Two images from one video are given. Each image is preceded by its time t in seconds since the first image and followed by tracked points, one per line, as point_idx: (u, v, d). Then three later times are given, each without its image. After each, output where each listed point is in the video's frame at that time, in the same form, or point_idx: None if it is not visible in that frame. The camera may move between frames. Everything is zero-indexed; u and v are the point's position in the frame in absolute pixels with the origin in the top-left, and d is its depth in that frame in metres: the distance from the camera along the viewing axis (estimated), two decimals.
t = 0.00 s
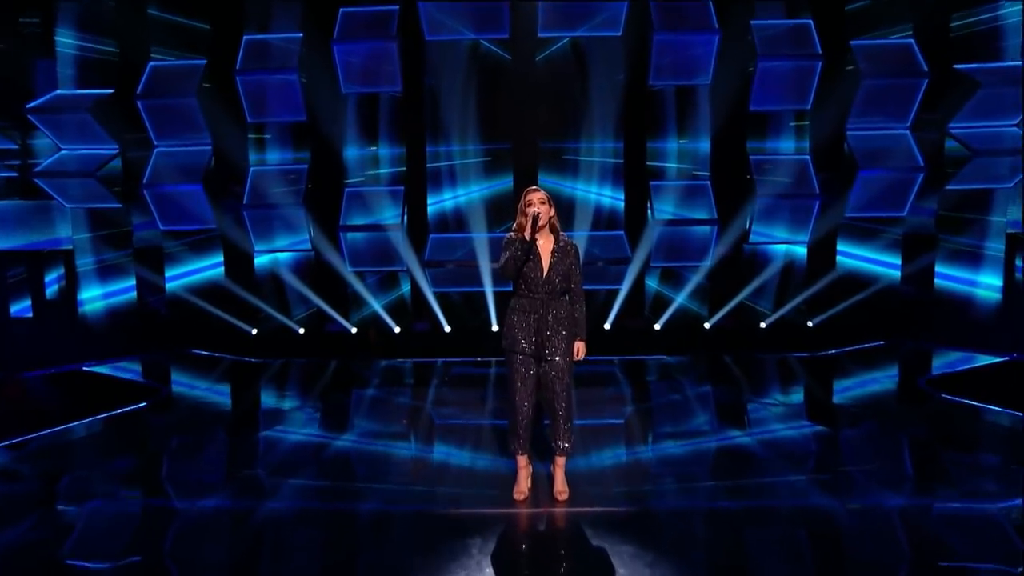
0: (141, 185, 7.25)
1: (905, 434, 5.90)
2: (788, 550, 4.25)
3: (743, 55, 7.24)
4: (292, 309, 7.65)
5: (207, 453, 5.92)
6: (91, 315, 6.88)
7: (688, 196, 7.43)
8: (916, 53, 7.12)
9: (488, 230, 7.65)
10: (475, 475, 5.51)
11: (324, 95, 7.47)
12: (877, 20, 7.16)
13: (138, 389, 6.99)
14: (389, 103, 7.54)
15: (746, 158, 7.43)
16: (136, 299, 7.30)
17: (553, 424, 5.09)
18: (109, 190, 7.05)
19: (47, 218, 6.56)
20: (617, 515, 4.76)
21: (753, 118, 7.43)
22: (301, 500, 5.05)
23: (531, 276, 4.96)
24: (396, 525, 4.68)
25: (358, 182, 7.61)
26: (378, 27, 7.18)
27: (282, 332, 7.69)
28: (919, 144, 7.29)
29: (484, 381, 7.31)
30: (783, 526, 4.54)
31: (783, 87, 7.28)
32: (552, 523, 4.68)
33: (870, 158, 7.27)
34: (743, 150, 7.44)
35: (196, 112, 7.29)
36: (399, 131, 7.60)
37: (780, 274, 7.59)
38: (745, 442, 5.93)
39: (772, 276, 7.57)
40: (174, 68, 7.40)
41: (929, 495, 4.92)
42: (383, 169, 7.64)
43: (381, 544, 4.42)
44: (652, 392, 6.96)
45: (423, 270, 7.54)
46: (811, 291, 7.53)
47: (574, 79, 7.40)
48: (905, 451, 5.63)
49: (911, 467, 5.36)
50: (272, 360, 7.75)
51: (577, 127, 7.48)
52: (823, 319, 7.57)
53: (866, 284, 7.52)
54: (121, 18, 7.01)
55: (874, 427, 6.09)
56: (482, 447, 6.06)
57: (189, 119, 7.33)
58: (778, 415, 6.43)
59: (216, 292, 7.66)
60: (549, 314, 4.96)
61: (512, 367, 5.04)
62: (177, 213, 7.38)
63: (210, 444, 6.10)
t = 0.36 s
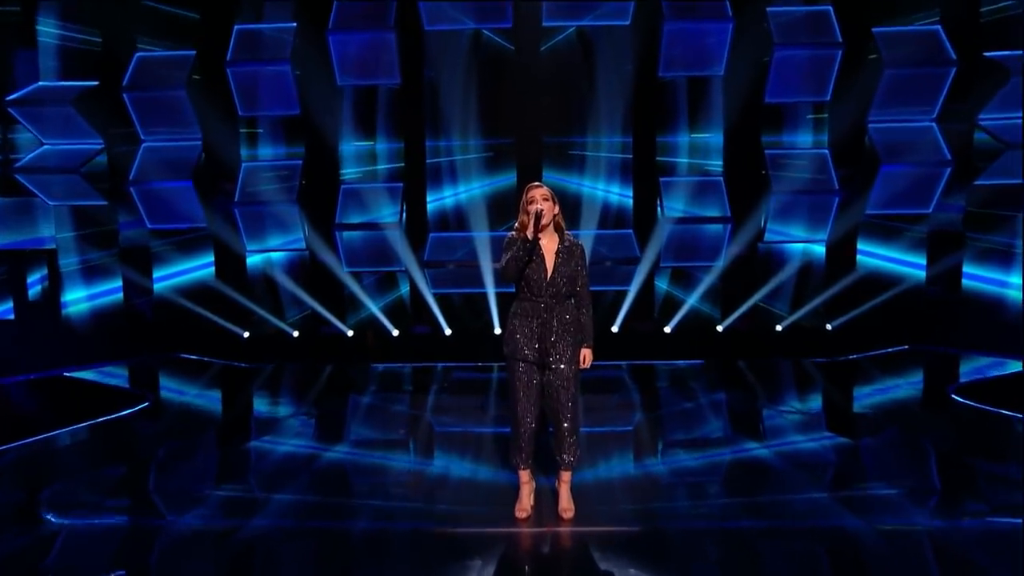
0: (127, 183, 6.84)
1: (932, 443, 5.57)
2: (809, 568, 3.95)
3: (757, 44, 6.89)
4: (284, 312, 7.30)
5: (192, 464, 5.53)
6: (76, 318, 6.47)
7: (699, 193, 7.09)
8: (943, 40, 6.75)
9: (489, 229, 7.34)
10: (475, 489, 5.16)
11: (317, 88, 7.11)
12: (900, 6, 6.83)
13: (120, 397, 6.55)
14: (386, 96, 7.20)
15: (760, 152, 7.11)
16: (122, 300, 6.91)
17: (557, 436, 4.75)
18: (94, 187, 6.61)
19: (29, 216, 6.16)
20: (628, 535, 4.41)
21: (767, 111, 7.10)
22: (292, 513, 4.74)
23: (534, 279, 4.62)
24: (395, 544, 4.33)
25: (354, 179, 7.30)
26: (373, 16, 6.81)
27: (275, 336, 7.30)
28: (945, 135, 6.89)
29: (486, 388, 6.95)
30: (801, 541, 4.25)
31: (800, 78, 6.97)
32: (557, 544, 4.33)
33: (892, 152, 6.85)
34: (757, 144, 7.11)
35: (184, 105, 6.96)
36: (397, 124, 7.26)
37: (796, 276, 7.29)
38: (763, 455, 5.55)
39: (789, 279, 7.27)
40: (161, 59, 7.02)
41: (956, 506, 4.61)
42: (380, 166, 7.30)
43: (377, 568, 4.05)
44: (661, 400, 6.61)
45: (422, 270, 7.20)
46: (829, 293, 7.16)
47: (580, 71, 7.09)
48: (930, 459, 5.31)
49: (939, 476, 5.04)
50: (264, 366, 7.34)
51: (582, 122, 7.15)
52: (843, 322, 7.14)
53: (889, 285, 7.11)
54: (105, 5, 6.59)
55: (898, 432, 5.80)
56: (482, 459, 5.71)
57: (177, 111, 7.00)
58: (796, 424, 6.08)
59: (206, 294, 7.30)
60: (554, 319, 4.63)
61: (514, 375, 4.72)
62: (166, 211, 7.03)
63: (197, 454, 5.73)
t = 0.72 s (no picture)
0: (106, 178, 6.49)
1: (957, 453, 5.23)
2: None
3: (769, 33, 6.55)
4: (273, 314, 6.98)
5: (170, 477, 5.15)
6: (53, 322, 6.14)
7: (709, 189, 6.77)
8: (969, 27, 6.37)
9: (487, 228, 6.97)
10: (469, 506, 4.81)
11: (307, 80, 6.80)
12: None
13: (98, 405, 6.14)
14: (379, 88, 6.84)
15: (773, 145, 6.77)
16: (101, 301, 6.60)
17: (557, 450, 4.41)
18: (71, 183, 6.21)
19: None
20: (635, 558, 4.04)
21: (779, 103, 6.76)
22: (278, 524, 4.45)
23: (532, 280, 4.27)
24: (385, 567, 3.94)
25: (345, 175, 6.96)
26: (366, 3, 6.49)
27: (262, 339, 6.93)
28: (970, 127, 6.52)
29: (484, 394, 6.59)
30: (815, 558, 3.94)
31: (815, 68, 6.58)
32: (557, 568, 3.97)
33: (913, 145, 6.54)
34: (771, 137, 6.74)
35: (168, 95, 6.57)
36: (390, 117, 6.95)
37: (810, 278, 6.99)
38: (778, 470, 5.18)
39: (802, 280, 6.96)
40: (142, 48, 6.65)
41: (981, 518, 4.31)
42: (373, 161, 7.00)
43: None
44: (668, 409, 6.24)
45: (417, 270, 6.85)
46: (844, 295, 6.79)
47: (582, 61, 6.79)
48: (952, 468, 5.01)
49: (963, 487, 4.73)
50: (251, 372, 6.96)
51: (585, 115, 6.83)
52: (859, 325, 6.80)
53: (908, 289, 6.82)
54: None
55: (914, 439, 5.51)
56: (478, 471, 5.35)
57: (161, 102, 6.61)
58: (811, 434, 5.73)
59: (191, 296, 7.01)
60: (553, 325, 4.29)
61: (511, 386, 4.36)
62: (147, 209, 6.67)
63: (176, 466, 5.35)
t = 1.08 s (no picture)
0: (80, 173, 6.16)
1: (983, 465, 4.88)
2: None
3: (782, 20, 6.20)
4: (258, 317, 6.58)
5: (143, 493, 4.78)
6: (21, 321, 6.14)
7: (717, 186, 6.46)
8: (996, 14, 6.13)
9: (484, 226, 6.60)
10: (461, 524, 4.45)
11: (295, 70, 6.44)
12: None
13: (68, 414, 5.77)
14: (370, 78, 6.49)
15: (787, 139, 6.38)
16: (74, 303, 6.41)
17: (556, 468, 4.06)
18: (40, 178, 6.10)
19: None
20: None
21: (794, 95, 6.38)
22: (252, 548, 4.07)
23: (529, 284, 3.91)
24: None
25: (334, 170, 6.59)
26: None
27: (246, 343, 6.55)
28: (995, 121, 6.25)
29: (480, 402, 6.22)
30: None
31: (829, 57, 6.24)
32: None
33: (937, 139, 6.23)
34: (784, 132, 6.39)
35: (145, 85, 6.21)
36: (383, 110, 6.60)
37: (825, 281, 6.57)
38: (795, 487, 4.78)
39: (817, 283, 6.55)
40: (118, 33, 6.23)
41: (1013, 538, 3.96)
42: (363, 156, 6.63)
43: None
44: (676, 420, 5.87)
45: (409, 270, 6.49)
46: (860, 299, 6.44)
47: (585, 51, 6.43)
48: (980, 482, 4.66)
49: (991, 503, 4.39)
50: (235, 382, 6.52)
51: (586, 108, 6.50)
52: (876, 330, 6.47)
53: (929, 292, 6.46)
54: None
55: (936, 449, 5.18)
56: (472, 490, 4.92)
57: (137, 92, 6.23)
58: (827, 445, 5.38)
59: (170, 299, 6.56)
60: (552, 333, 3.93)
61: (506, 399, 4.00)
62: (121, 206, 6.30)
63: (149, 479, 4.98)
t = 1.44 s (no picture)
0: (51, 169, 5.86)
1: (1016, 481, 4.53)
2: None
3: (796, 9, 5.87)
4: (242, 322, 6.21)
5: (113, 511, 4.39)
6: None
7: (729, 184, 6.11)
8: None
9: (481, 226, 6.21)
10: (454, 548, 4.04)
11: (280, 61, 6.08)
12: None
13: (33, 427, 5.40)
14: (360, 69, 6.11)
15: (804, 134, 6.03)
16: (47, 305, 6.07)
17: (556, 493, 3.67)
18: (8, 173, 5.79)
19: None
20: None
21: (807, 87, 6.06)
22: (226, 574, 3.65)
23: (527, 290, 3.56)
24: None
25: (321, 167, 6.21)
26: None
27: (229, 349, 6.20)
28: None
29: (476, 413, 5.86)
30: None
31: (847, 46, 5.91)
32: None
33: (963, 135, 5.91)
34: (798, 128, 6.05)
35: (122, 76, 5.89)
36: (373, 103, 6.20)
37: (843, 284, 6.18)
38: (815, 509, 4.35)
39: (835, 287, 6.17)
40: (95, 20, 5.90)
41: None
42: (353, 152, 6.24)
43: None
44: (685, 433, 5.50)
45: (402, 272, 6.13)
46: (882, 303, 6.09)
47: (587, 41, 6.07)
48: (1013, 500, 4.30)
49: None
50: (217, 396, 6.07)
51: (589, 101, 6.13)
52: (898, 336, 6.11)
53: (954, 296, 6.12)
54: None
55: (960, 463, 4.83)
56: (468, 509, 4.51)
57: (113, 84, 5.92)
58: (847, 460, 5.01)
59: (149, 303, 6.23)
60: (552, 343, 3.58)
61: (501, 416, 3.61)
62: (97, 203, 5.99)
63: (120, 496, 4.60)
